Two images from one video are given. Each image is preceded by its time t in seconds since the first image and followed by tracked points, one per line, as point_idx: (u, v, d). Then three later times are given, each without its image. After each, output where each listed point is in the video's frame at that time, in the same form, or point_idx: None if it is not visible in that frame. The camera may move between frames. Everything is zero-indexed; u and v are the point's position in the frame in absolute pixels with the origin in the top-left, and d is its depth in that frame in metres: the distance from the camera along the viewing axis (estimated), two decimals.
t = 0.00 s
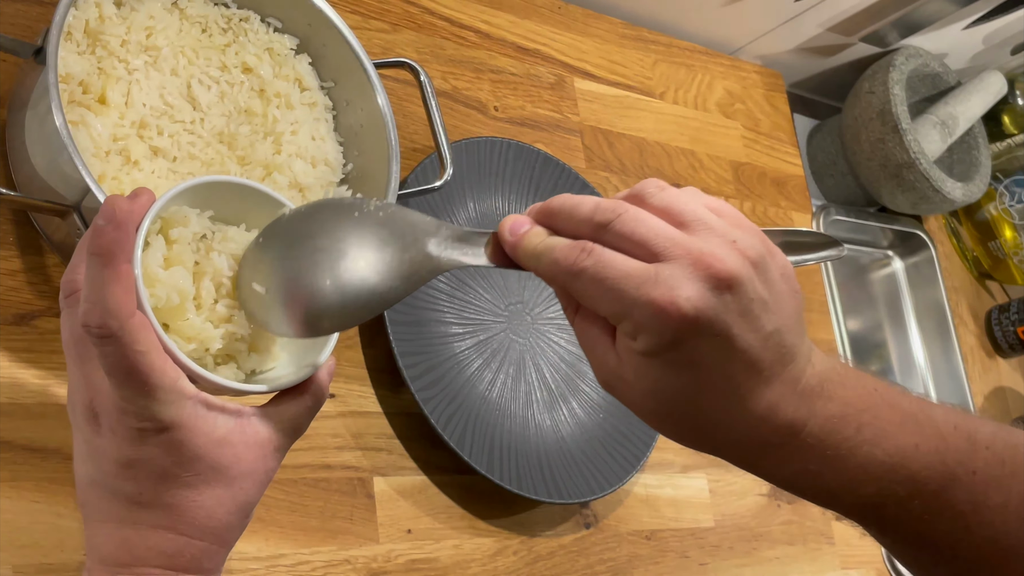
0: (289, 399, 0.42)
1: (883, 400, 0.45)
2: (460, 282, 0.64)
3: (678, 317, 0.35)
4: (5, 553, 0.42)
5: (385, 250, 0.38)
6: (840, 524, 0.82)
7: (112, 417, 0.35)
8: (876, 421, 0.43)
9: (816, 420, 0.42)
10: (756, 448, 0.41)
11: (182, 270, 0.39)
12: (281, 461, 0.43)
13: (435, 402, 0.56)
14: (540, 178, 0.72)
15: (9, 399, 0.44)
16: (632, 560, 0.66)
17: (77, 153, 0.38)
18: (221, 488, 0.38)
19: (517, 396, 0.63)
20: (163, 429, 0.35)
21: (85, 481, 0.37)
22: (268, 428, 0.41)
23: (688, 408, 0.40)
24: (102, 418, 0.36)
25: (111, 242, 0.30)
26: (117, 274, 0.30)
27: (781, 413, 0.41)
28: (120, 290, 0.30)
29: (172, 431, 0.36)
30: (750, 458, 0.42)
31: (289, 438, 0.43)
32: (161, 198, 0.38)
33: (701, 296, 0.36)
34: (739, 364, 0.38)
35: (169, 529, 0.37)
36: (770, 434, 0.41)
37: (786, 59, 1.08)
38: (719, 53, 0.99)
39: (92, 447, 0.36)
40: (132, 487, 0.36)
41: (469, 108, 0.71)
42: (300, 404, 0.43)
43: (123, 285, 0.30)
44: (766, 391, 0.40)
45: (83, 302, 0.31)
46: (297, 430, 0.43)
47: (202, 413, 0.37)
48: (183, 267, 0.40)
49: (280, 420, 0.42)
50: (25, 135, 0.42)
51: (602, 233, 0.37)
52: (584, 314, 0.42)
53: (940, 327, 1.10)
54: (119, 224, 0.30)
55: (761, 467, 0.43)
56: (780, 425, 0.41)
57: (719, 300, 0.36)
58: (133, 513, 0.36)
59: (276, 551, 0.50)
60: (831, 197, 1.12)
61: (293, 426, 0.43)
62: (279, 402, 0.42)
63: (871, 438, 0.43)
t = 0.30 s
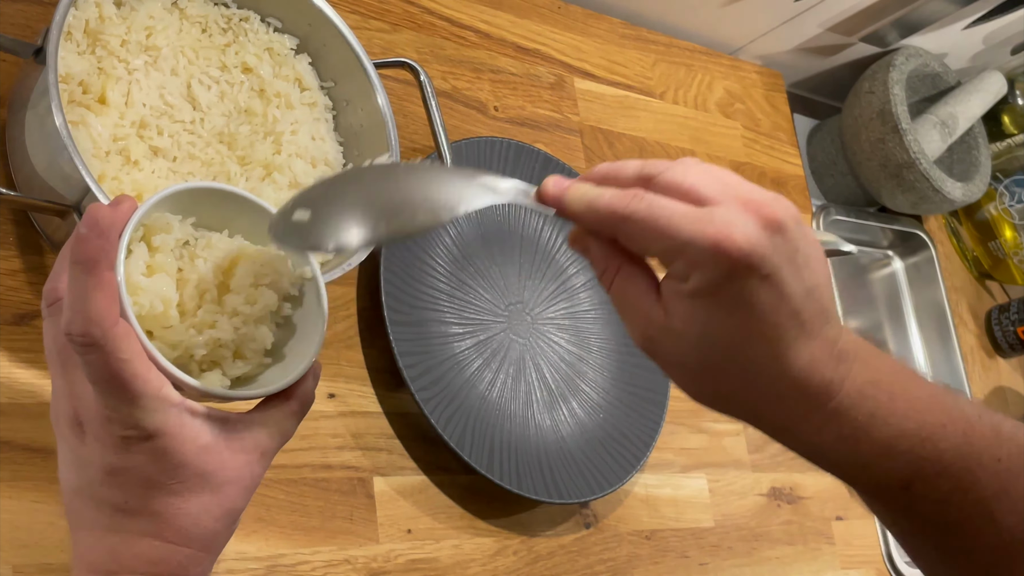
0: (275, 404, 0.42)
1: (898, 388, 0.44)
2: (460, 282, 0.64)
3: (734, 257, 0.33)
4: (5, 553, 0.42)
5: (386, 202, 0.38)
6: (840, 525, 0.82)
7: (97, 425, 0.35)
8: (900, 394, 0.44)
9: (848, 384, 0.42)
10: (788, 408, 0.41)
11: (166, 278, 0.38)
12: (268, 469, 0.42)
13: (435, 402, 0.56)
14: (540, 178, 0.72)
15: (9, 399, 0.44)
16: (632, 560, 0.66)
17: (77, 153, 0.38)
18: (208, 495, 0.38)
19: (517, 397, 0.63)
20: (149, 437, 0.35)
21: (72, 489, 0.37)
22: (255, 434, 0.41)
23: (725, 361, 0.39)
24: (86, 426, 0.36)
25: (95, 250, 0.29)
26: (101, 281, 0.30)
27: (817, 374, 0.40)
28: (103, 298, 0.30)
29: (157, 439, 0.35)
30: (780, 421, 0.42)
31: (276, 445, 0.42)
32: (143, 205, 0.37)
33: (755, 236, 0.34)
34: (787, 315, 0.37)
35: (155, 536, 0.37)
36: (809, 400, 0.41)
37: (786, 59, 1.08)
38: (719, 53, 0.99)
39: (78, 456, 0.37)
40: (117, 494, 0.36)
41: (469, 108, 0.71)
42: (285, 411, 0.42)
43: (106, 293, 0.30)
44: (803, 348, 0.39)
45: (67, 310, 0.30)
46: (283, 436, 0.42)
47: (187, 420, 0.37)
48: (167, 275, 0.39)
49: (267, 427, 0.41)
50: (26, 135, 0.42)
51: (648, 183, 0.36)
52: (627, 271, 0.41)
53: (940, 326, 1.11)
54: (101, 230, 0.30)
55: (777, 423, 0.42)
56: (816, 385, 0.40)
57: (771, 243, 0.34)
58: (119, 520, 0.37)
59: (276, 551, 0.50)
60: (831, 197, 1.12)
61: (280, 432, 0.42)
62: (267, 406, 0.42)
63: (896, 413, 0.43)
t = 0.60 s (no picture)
0: (283, 434, 0.41)
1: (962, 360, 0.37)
2: (460, 282, 0.64)
3: (551, 59, 0.37)
4: (5, 552, 0.42)
5: None
6: (840, 524, 0.82)
7: (109, 448, 0.35)
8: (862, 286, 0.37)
9: (674, 186, 0.39)
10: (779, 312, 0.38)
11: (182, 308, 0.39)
12: (274, 497, 0.42)
13: (435, 402, 0.56)
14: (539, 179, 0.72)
15: (10, 399, 0.45)
16: (631, 560, 0.66)
17: (77, 153, 0.38)
18: (214, 521, 0.38)
19: (517, 397, 0.63)
20: (158, 460, 0.35)
21: (83, 513, 0.37)
22: (262, 462, 0.40)
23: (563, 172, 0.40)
24: (99, 450, 0.36)
25: (117, 274, 0.31)
26: (119, 305, 0.31)
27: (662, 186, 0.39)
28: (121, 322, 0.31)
29: (167, 463, 0.35)
30: (771, 338, 0.38)
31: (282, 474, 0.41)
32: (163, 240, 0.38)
33: (576, 51, 0.38)
34: (610, 125, 0.39)
35: (161, 561, 0.36)
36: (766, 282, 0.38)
37: (786, 60, 1.08)
38: (719, 54, 1.00)
39: (89, 478, 0.37)
40: (125, 517, 0.36)
41: (469, 108, 0.71)
42: (293, 440, 0.41)
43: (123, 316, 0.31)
44: (647, 169, 0.39)
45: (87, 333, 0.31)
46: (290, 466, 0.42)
47: (198, 446, 0.36)
48: (183, 306, 0.40)
49: (274, 455, 0.41)
50: (25, 135, 0.42)
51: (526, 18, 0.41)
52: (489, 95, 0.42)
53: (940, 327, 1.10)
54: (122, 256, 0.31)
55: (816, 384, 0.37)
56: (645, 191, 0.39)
57: (590, 56, 0.39)
58: (125, 544, 0.36)
59: (276, 551, 0.50)
60: (830, 197, 1.12)
61: (287, 462, 0.41)
62: (274, 435, 0.41)
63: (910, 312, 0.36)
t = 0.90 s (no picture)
0: (302, 431, 0.41)
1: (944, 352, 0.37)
2: (460, 282, 0.64)
3: (397, 51, 0.39)
4: (5, 552, 0.42)
5: None
6: (840, 524, 0.82)
7: (128, 439, 0.36)
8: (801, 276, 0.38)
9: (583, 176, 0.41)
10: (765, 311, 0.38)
11: (208, 306, 0.39)
12: (291, 492, 0.42)
13: (435, 402, 0.56)
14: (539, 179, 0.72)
15: (9, 399, 0.45)
16: (631, 560, 0.66)
17: (77, 152, 0.38)
18: (231, 513, 0.38)
19: (517, 396, 0.63)
20: (176, 452, 0.35)
21: (104, 505, 0.38)
22: (279, 458, 0.40)
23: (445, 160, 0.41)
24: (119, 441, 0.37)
25: (143, 269, 0.34)
26: (141, 298, 0.33)
27: (530, 154, 0.41)
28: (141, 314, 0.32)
29: (185, 454, 0.36)
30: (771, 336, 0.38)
31: (300, 470, 0.42)
32: (191, 237, 0.39)
33: (419, 42, 0.40)
34: (472, 106, 0.41)
35: (179, 552, 0.37)
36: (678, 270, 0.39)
37: (786, 60, 1.08)
38: (719, 54, 1.00)
39: (109, 470, 0.38)
40: (144, 507, 0.37)
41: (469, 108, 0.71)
42: (311, 437, 0.42)
43: (144, 308, 0.33)
44: (509, 139, 0.41)
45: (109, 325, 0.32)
46: (307, 463, 0.42)
47: (215, 439, 0.36)
48: (210, 303, 0.40)
49: (292, 451, 0.41)
50: (26, 135, 0.42)
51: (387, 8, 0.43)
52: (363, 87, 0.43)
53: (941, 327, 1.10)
54: (150, 252, 0.34)
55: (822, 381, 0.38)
56: (512, 159, 0.40)
57: (435, 45, 0.40)
58: (145, 535, 0.37)
59: (276, 551, 0.50)
60: (830, 197, 1.12)
61: (305, 458, 0.41)
62: (294, 432, 0.41)
63: (859, 281, 0.37)
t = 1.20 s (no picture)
0: (312, 416, 0.42)
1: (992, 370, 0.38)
2: (460, 282, 0.64)
3: (400, 116, 0.37)
4: (5, 553, 0.42)
5: None
6: (840, 524, 0.82)
7: (131, 418, 0.36)
8: (858, 311, 0.38)
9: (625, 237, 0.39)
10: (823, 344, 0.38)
11: (218, 293, 0.40)
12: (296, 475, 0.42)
13: (435, 402, 0.56)
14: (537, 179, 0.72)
15: (9, 399, 0.45)
16: (631, 560, 0.66)
17: (77, 154, 0.38)
18: (233, 493, 0.38)
19: (517, 397, 0.63)
20: (177, 431, 0.36)
21: (109, 483, 0.38)
22: (286, 441, 0.41)
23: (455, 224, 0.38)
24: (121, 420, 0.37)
25: (155, 253, 0.33)
26: (145, 278, 0.33)
27: (558, 212, 0.38)
28: (143, 293, 0.32)
29: (186, 434, 0.36)
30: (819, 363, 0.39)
31: (306, 454, 0.42)
32: (198, 228, 0.39)
33: (424, 104, 0.37)
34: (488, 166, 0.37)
35: (180, 530, 0.37)
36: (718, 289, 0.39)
37: (786, 60, 1.08)
38: (719, 53, 1.00)
39: (113, 448, 0.38)
40: (146, 485, 0.37)
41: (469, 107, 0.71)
42: (321, 422, 0.42)
43: (146, 287, 0.32)
44: (533, 197, 0.38)
45: (111, 305, 0.33)
46: (314, 447, 0.42)
47: (218, 419, 0.37)
48: (219, 290, 0.40)
49: (299, 435, 0.41)
50: (26, 135, 0.42)
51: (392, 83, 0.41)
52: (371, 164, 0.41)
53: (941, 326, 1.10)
54: (166, 239, 0.34)
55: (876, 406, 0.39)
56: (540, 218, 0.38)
57: (440, 104, 0.37)
58: (148, 512, 0.37)
59: (276, 551, 0.50)
60: (830, 197, 1.12)
61: (311, 442, 0.42)
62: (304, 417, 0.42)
63: (913, 318, 0.38)
